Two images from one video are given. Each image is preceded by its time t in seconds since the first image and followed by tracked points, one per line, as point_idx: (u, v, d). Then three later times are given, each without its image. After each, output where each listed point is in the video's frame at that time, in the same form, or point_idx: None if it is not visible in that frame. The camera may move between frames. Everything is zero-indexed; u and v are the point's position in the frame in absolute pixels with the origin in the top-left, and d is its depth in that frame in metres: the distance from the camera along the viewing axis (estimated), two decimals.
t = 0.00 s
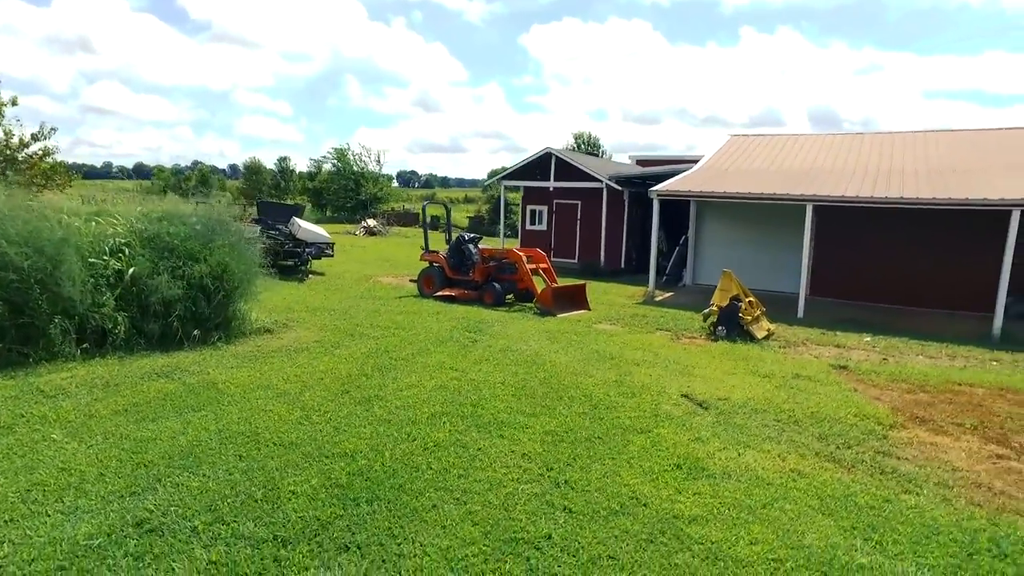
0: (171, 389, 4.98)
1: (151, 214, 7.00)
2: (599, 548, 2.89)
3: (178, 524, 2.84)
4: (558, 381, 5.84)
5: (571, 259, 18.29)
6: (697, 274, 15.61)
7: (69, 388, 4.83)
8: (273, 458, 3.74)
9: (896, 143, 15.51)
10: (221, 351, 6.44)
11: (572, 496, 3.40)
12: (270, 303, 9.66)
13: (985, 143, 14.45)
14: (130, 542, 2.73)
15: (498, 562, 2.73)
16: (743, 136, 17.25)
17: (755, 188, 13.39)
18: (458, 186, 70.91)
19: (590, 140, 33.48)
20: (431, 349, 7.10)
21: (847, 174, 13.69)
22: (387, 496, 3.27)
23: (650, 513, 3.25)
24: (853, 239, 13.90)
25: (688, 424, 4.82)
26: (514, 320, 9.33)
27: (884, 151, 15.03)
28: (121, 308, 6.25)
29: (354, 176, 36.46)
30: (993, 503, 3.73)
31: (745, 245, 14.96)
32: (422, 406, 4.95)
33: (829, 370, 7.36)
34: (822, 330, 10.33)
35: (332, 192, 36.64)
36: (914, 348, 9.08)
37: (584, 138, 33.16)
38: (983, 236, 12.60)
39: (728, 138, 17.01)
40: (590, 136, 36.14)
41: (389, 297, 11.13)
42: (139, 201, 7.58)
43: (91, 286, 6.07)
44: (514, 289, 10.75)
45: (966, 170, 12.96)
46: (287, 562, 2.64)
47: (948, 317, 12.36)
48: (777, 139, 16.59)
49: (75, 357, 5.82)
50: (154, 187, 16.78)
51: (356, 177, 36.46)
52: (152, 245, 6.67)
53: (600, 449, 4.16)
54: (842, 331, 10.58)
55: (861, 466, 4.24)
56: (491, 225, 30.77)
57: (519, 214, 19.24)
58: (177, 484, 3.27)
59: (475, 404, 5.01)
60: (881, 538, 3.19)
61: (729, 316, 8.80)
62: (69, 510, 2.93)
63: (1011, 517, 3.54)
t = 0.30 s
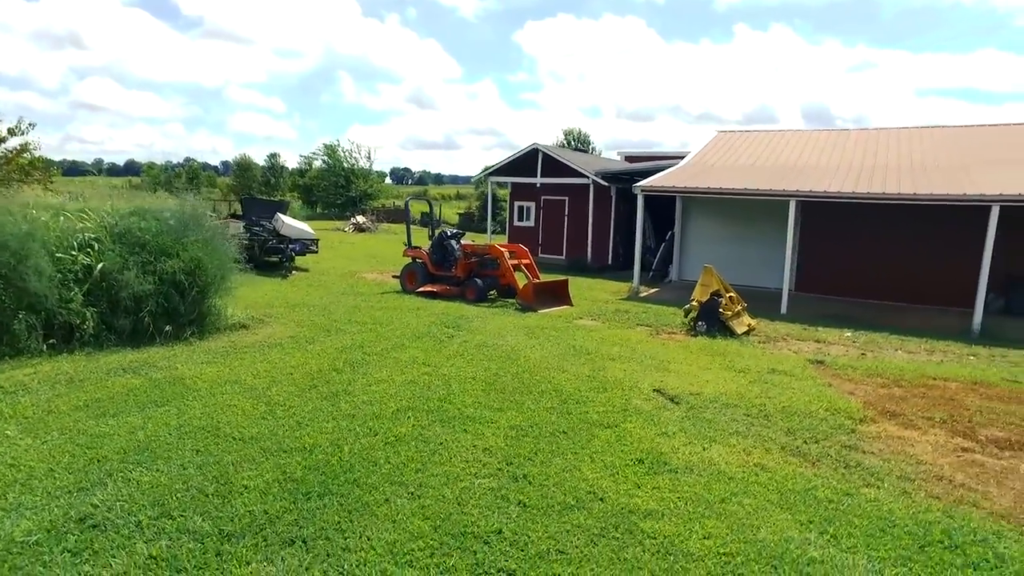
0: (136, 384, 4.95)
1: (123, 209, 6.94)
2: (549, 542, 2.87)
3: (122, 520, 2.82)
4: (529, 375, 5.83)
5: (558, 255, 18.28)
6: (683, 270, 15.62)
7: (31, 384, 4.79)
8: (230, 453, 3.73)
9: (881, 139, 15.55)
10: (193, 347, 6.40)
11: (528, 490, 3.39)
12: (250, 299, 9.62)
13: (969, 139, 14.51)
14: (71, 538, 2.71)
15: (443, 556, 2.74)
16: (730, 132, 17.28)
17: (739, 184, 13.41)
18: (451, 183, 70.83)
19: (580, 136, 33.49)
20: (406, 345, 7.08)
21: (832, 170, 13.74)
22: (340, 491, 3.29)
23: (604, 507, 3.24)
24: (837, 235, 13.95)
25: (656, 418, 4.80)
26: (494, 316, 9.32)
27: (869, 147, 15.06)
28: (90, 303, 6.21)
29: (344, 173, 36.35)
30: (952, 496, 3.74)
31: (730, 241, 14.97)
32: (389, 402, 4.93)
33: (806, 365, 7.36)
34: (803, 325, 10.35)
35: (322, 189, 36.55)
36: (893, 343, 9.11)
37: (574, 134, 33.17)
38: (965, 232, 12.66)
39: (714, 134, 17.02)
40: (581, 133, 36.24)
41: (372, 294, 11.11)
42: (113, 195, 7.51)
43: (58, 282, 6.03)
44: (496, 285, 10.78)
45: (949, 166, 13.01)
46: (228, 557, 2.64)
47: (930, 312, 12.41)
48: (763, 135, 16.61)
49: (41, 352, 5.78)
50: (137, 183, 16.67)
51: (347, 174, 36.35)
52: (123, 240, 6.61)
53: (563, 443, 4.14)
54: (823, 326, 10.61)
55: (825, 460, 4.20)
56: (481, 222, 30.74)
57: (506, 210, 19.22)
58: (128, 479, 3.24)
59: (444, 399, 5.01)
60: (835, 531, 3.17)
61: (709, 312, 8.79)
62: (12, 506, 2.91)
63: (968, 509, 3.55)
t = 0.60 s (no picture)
0: (101, 381, 4.90)
1: (94, 205, 6.86)
2: (500, 539, 2.85)
3: (66, 518, 2.79)
4: (503, 372, 5.80)
5: (546, 252, 18.25)
6: (670, 267, 15.62)
7: None
8: (188, 450, 3.69)
9: (866, 135, 15.57)
10: (165, 344, 6.35)
11: (486, 486, 3.38)
12: (230, 297, 9.55)
13: (953, 136, 14.55)
14: (12, 538, 2.68)
15: (390, 553, 2.72)
16: (716, 129, 17.26)
17: (724, 181, 13.40)
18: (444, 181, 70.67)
19: (571, 134, 33.48)
20: (383, 343, 7.04)
21: (816, 167, 13.74)
22: (294, 488, 3.28)
23: (561, 504, 3.22)
24: (822, 232, 13.97)
25: (626, 414, 4.77)
26: (475, 313, 9.29)
27: (854, 144, 15.08)
28: (59, 301, 6.15)
29: (335, 171, 36.24)
30: (914, 491, 3.74)
31: (716, 238, 14.97)
32: (357, 399, 4.90)
33: (785, 361, 7.33)
34: (786, 322, 10.33)
35: (313, 187, 36.42)
36: (874, 339, 9.13)
37: (565, 132, 33.14)
38: (949, 229, 12.71)
39: (701, 131, 16.99)
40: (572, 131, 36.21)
41: (354, 292, 11.07)
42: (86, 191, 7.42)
43: (25, 279, 5.97)
44: (479, 282, 10.76)
45: (933, 164, 13.03)
46: (170, 554, 2.61)
47: (913, 309, 12.45)
48: (749, 132, 16.61)
49: (7, 351, 5.72)
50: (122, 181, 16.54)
51: (337, 172, 36.25)
52: (94, 236, 6.54)
53: (527, 440, 4.12)
54: (807, 323, 10.61)
55: (792, 457, 4.16)
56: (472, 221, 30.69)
57: (494, 208, 19.19)
58: (78, 477, 3.20)
59: (412, 396, 4.99)
60: (793, 527, 3.14)
61: (690, 308, 8.75)
62: None
63: (929, 505, 3.55)
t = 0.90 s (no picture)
0: (58, 379, 4.83)
1: (60, 200, 6.76)
2: (442, 538, 2.83)
3: None
4: (471, 369, 5.76)
5: (531, 249, 18.24)
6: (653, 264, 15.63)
7: None
8: (136, 448, 3.64)
9: (849, 132, 15.60)
10: (131, 342, 6.29)
11: (435, 484, 3.37)
12: (205, 295, 9.48)
13: (934, 134, 14.61)
14: None
15: (327, 553, 2.69)
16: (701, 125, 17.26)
17: (706, 177, 13.41)
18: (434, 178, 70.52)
19: (559, 132, 33.42)
20: (354, 341, 6.99)
21: (798, 164, 13.77)
22: (239, 486, 3.25)
23: (509, 502, 3.19)
24: (803, 229, 14.00)
25: (589, 411, 4.74)
26: (452, 310, 9.27)
27: (836, 141, 15.10)
28: (20, 298, 6.09)
29: (323, 168, 36.07)
30: (869, 487, 3.73)
31: (699, 235, 14.98)
32: (319, 397, 4.86)
33: (759, 357, 7.31)
34: (765, 318, 10.33)
35: (300, 184, 36.24)
36: (850, 335, 9.15)
37: (553, 129, 33.08)
38: (928, 226, 12.76)
39: (685, 128, 16.97)
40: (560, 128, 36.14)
41: (334, 289, 11.02)
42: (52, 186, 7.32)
43: None
44: (458, 279, 10.75)
45: (914, 161, 13.08)
46: (100, 554, 2.56)
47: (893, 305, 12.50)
48: (733, 129, 16.61)
49: None
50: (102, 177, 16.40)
51: (325, 169, 36.09)
52: (58, 232, 6.45)
53: (485, 437, 4.09)
54: (785, 319, 10.63)
55: (751, 453, 4.13)
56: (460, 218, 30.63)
57: (479, 205, 19.16)
58: (18, 477, 3.15)
59: (375, 394, 4.97)
60: (742, 524, 3.12)
61: (666, 304, 8.72)
62: None
63: (882, 501, 3.54)
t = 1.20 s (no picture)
0: (18, 377, 4.77)
1: (28, 197, 6.69)
2: (387, 535, 2.81)
3: None
4: (441, 366, 5.75)
5: (517, 247, 18.23)
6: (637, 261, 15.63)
7: None
8: (88, 445, 3.59)
9: (833, 129, 15.64)
10: (99, 340, 6.22)
11: (387, 480, 3.37)
12: (182, 292, 9.42)
13: (916, 132, 14.64)
14: None
15: (268, 549, 2.67)
16: (686, 122, 17.26)
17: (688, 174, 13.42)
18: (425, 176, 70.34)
19: (548, 129, 33.37)
20: (328, 338, 6.96)
21: (781, 161, 13.79)
22: (187, 482, 3.21)
23: (460, 499, 3.18)
24: (786, 226, 14.03)
25: (554, 407, 4.72)
26: (431, 307, 9.25)
27: (819, 138, 15.11)
28: None
29: (312, 166, 35.95)
30: (828, 481, 3.72)
31: (682, 232, 14.99)
32: (283, 393, 4.82)
33: (734, 352, 7.27)
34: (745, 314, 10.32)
35: (289, 182, 36.07)
36: (829, 331, 9.16)
37: (542, 126, 33.04)
38: (910, 222, 12.80)
39: (670, 124, 16.97)
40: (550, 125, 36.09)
41: (314, 287, 10.97)
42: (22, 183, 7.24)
43: None
44: (438, 276, 10.68)
45: (895, 159, 13.12)
46: (33, 553, 2.53)
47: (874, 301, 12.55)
48: (717, 126, 16.61)
49: None
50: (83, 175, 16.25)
51: (314, 168, 35.97)
52: (25, 229, 6.38)
53: (445, 433, 4.07)
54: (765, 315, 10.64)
55: (713, 448, 4.08)
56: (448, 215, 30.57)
57: (466, 202, 19.13)
58: None
59: (341, 391, 4.94)
60: (695, 520, 3.08)
61: (644, 300, 8.68)
62: None
63: (839, 495, 3.53)
